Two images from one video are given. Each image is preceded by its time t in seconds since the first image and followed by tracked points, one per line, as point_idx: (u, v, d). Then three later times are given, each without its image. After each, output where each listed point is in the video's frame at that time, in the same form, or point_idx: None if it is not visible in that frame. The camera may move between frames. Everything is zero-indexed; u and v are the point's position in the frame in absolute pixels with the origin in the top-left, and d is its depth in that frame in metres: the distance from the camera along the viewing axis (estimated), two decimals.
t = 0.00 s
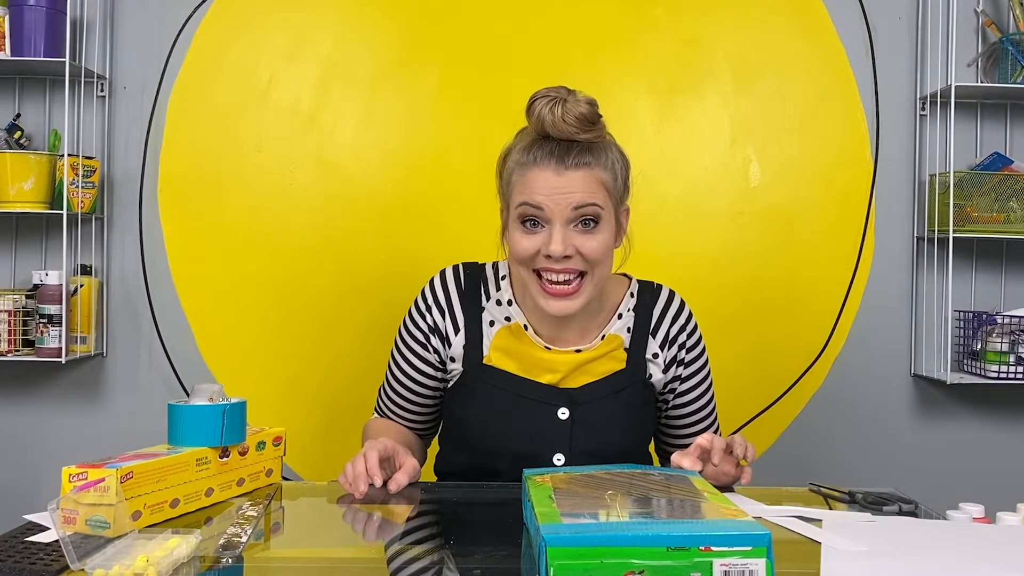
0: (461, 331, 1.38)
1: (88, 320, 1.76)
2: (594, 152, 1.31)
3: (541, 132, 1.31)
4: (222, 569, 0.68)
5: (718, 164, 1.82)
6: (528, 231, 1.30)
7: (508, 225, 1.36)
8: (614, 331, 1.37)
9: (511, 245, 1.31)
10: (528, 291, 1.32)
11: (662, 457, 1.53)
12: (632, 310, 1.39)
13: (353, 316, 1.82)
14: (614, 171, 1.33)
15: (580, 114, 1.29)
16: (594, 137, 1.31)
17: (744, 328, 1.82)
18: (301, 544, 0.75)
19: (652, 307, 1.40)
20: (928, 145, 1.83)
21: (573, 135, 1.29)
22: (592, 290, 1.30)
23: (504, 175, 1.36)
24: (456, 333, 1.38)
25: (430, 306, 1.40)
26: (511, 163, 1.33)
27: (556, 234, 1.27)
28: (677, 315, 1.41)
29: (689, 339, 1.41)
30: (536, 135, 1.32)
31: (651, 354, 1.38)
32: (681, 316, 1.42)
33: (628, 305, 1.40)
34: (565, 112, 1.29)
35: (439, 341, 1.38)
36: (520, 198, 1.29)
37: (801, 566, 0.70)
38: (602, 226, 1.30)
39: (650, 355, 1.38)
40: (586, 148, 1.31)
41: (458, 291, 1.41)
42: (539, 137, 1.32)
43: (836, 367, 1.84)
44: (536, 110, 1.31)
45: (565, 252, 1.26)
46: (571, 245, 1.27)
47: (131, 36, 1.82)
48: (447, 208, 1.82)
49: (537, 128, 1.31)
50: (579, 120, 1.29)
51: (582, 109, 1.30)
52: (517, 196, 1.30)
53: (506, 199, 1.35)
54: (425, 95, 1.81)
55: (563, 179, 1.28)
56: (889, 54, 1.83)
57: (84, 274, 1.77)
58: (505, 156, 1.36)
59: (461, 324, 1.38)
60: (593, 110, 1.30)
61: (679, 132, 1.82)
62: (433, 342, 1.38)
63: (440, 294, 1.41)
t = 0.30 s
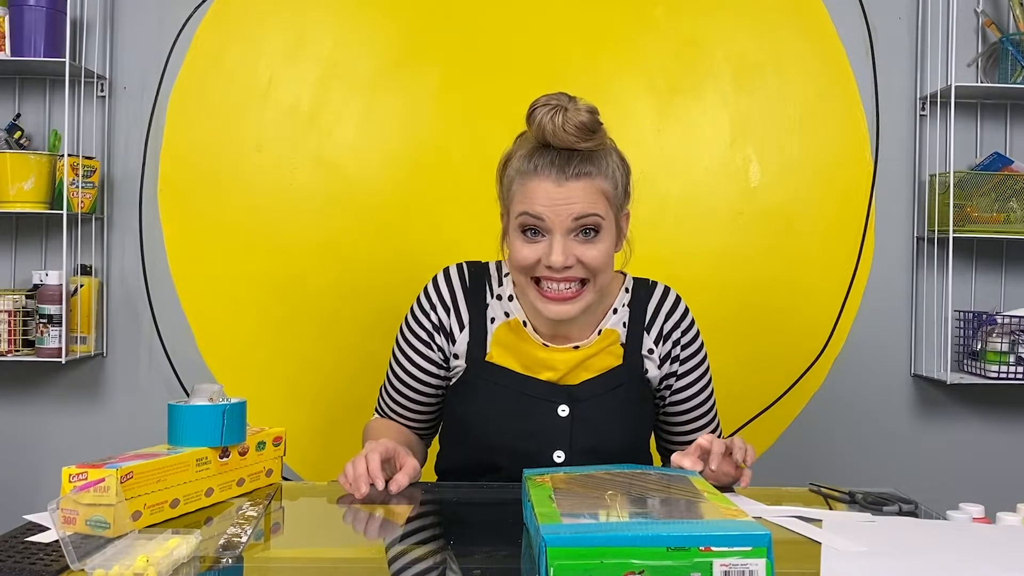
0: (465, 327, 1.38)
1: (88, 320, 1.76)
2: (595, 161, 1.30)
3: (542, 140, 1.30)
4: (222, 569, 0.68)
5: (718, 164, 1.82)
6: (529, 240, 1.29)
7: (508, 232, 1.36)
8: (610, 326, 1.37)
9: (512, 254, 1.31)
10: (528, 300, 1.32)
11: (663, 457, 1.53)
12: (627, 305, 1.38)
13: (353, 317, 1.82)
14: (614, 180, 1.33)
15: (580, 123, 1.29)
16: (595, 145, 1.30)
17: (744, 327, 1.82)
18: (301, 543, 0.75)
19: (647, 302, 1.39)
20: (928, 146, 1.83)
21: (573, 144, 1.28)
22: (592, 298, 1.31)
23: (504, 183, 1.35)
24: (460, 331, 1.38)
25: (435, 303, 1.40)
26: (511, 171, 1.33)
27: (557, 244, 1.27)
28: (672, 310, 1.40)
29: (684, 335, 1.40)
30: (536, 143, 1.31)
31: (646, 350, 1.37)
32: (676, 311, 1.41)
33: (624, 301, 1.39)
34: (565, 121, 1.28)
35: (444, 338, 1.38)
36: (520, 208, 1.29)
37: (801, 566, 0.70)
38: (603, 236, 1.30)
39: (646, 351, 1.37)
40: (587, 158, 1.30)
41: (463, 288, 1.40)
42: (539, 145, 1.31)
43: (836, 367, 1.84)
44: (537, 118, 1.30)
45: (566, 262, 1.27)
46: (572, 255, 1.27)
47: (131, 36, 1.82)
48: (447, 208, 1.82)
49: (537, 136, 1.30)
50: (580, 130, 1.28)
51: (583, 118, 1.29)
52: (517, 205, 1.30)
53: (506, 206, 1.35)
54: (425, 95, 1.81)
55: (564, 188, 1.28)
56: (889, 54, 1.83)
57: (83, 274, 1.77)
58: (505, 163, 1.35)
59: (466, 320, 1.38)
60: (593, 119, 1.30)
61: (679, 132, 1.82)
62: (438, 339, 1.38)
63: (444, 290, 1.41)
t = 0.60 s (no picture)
0: (466, 322, 1.37)
1: (88, 320, 1.76)
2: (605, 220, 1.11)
3: (548, 196, 1.10)
4: (222, 569, 0.68)
5: (718, 165, 1.82)
6: (532, 301, 1.13)
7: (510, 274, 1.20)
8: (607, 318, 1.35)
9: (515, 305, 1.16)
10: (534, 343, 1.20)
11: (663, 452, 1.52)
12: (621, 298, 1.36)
13: (353, 317, 1.82)
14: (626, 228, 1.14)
15: (588, 180, 1.08)
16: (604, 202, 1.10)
17: (744, 328, 1.82)
18: (301, 543, 0.75)
19: (641, 293, 1.39)
20: (928, 146, 1.83)
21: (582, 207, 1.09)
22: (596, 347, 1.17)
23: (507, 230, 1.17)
24: (462, 325, 1.37)
25: (438, 299, 1.39)
26: (511, 229, 1.15)
27: (564, 311, 1.10)
28: (665, 300, 1.40)
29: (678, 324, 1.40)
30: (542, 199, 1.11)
31: (641, 340, 1.37)
32: (669, 300, 1.41)
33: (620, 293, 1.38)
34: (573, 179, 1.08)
35: (446, 333, 1.38)
36: (523, 272, 1.11)
37: (801, 565, 0.70)
38: (613, 294, 1.14)
39: (641, 341, 1.37)
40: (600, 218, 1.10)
41: (465, 283, 1.39)
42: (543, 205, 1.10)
43: (836, 367, 1.84)
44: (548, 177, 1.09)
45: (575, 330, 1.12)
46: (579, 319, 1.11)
47: (131, 36, 1.82)
48: (447, 209, 1.82)
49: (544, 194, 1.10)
50: (589, 194, 1.08)
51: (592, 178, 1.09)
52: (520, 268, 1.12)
53: (506, 250, 1.18)
54: (426, 95, 1.81)
55: (572, 256, 1.08)
56: (889, 54, 1.83)
57: (84, 274, 1.77)
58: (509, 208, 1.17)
59: (468, 315, 1.38)
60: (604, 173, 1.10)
61: (679, 132, 1.82)
62: (440, 335, 1.37)
63: (446, 285, 1.40)
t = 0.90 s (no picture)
0: (464, 324, 1.36)
1: (88, 320, 1.76)
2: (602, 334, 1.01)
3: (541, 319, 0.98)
4: (222, 569, 0.68)
5: (718, 165, 1.82)
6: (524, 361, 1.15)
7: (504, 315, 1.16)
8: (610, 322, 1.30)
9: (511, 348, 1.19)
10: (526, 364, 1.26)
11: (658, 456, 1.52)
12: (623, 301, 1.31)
13: (353, 317, 1.82)
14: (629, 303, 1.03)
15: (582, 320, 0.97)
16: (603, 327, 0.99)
17: (744, 329, 1.82)
18: (301, 543, 0.75)
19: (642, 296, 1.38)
20: (928, 146, 1.83)
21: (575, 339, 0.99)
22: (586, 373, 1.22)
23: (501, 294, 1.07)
24: (459, 327, 1.36)
25: (437, 300, 1.38)
26: (507, 318, 1.05)
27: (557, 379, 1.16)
28: (666, 303, 1.40)
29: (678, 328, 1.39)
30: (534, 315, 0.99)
31: (643, 343, 1.36)
32: (669, 303, 1.40)
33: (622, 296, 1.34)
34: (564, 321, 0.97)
35: (444, 336, 1.37)
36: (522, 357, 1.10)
37: (800, 565, 0.70)
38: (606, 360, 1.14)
39: (643, 343, 1.36)
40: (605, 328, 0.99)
41: (462, 285, 1.38)
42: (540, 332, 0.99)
43: (836, 367, 1.84)
44: (548, 299, 0.97)
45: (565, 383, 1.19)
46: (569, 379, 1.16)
47: (131, 36, 1.82)
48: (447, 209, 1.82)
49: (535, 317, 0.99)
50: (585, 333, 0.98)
51: (597, 302, 0.96)
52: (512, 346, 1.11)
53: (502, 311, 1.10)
54: (425, 95, 1.81)
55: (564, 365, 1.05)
56: (890, 54, 1.83)
57: (84, 274, 1.77)
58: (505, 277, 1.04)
59: (465, 318, 1.36)
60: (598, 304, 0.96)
61: (679, 132, 1.82)
62: (439, 336, 1.37)
63: (445, 287, 1.39)
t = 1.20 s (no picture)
0: (463, 319, 1.38)
1: (88, 320, 1.76)
2: (595, 159, 1.27)
3: (543, 138, 1.27)
4: (222, 569, 0.68)
5: (717, 165, 1.82)
6: (529, 236, 1.28)
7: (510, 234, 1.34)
8: (614, 317, 1.37)
9: (513, 249, 1.30)
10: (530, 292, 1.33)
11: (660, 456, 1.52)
12: (630, 300, 1.39)
13: (354, 317, 1.82)
14: (614, 177, 1.30)
15: (581, 118, 1.24)
16: (595, 141, 1.27)
17: (744, 329, 1.82)
18: (300, 543, 0.75)
19: (649, 294, 1.41)
20: (928, 146, 1.83)
21: (575, 138, 1.24)
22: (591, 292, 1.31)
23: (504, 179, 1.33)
24: (458, 322, 1.38)
25: (434, 297, 1.40)
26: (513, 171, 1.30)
27: (559, 240, 1.26)
28: (674, 303, 1.41)
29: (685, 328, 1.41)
30: (537, 140, 1.28)
31: (649, 340, 1.38)
32: (677, 303, 1.42)
33: (626, 294, 1.39)
34: (565, 117, 1.24)
35: (443, 332, 1.38)
36: (524, 204, 1.27)
37: (801, 565, 0.70)
38: (605, 235, 1.28)
39: (649, 340, 1.38)
40: (589, 154, 1.27)
41: (461, 281, 1.41)
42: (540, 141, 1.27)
43: (836, 367, 1.84)
44: (539, 115, 1.26)
45: (569, 258, 1.26)
46: (575, 250, 1.26)
47: (131, 37, 1.82)
48: (447, 209, 1.82)
49: (539, 133, 1.26)
50: (581, 125, 1.24)
51: (583, 112, 1.25)
52: (518, 203, 1.28)
53: (506, 203, 1.33)
54: (426, 95, 1.81)
55: (566, 187, 1.25)
56: (890, 54, 1.83)
57: (84, 274, 1.77)
58: (506, 163, 1.33)
59: (464, 312, 1.38)
60: (594, 115, 1.25)
61: (679, 132, 1.82)
62: (437, 333, 1.38)
63: (442, 284, 1.41)
